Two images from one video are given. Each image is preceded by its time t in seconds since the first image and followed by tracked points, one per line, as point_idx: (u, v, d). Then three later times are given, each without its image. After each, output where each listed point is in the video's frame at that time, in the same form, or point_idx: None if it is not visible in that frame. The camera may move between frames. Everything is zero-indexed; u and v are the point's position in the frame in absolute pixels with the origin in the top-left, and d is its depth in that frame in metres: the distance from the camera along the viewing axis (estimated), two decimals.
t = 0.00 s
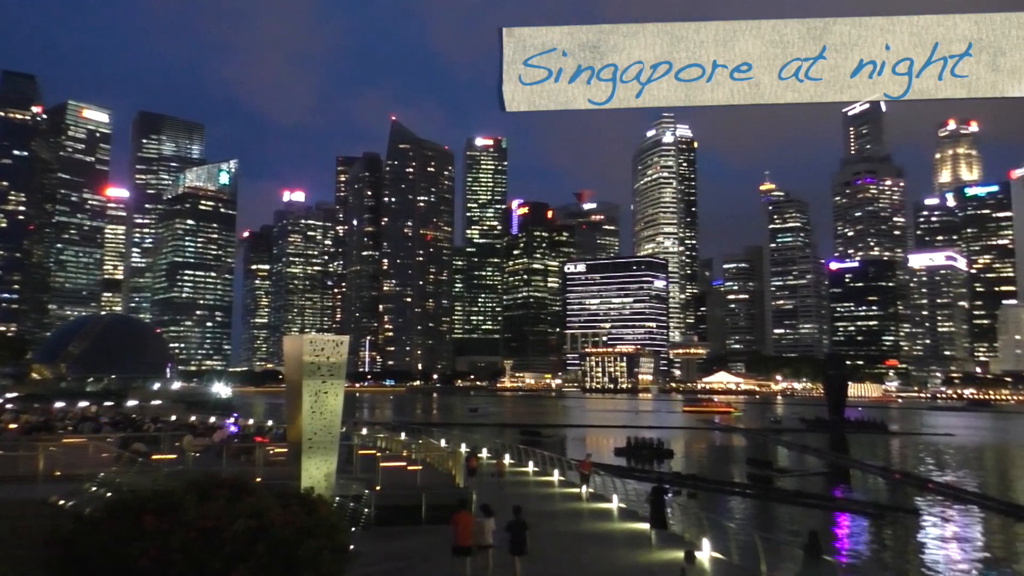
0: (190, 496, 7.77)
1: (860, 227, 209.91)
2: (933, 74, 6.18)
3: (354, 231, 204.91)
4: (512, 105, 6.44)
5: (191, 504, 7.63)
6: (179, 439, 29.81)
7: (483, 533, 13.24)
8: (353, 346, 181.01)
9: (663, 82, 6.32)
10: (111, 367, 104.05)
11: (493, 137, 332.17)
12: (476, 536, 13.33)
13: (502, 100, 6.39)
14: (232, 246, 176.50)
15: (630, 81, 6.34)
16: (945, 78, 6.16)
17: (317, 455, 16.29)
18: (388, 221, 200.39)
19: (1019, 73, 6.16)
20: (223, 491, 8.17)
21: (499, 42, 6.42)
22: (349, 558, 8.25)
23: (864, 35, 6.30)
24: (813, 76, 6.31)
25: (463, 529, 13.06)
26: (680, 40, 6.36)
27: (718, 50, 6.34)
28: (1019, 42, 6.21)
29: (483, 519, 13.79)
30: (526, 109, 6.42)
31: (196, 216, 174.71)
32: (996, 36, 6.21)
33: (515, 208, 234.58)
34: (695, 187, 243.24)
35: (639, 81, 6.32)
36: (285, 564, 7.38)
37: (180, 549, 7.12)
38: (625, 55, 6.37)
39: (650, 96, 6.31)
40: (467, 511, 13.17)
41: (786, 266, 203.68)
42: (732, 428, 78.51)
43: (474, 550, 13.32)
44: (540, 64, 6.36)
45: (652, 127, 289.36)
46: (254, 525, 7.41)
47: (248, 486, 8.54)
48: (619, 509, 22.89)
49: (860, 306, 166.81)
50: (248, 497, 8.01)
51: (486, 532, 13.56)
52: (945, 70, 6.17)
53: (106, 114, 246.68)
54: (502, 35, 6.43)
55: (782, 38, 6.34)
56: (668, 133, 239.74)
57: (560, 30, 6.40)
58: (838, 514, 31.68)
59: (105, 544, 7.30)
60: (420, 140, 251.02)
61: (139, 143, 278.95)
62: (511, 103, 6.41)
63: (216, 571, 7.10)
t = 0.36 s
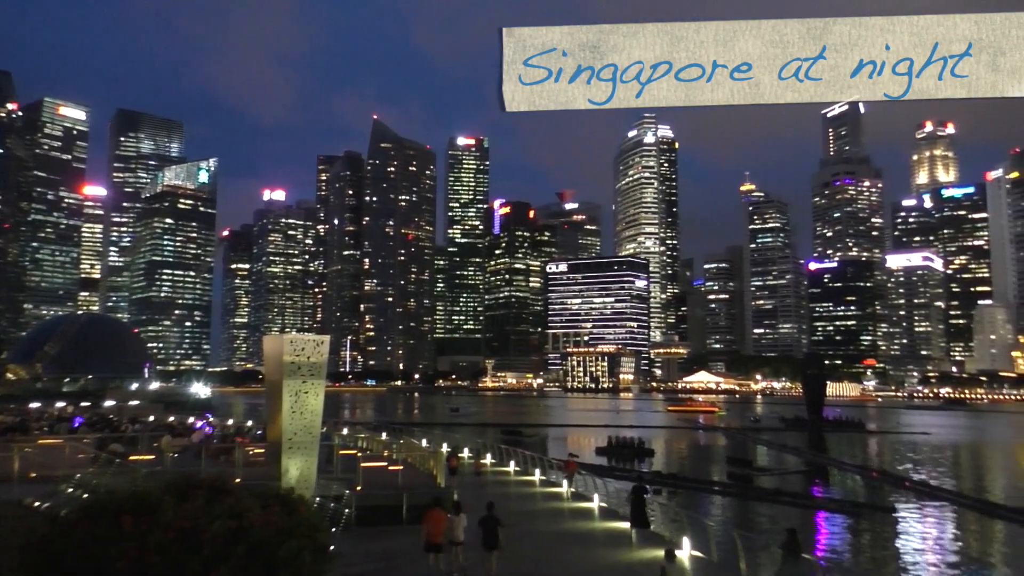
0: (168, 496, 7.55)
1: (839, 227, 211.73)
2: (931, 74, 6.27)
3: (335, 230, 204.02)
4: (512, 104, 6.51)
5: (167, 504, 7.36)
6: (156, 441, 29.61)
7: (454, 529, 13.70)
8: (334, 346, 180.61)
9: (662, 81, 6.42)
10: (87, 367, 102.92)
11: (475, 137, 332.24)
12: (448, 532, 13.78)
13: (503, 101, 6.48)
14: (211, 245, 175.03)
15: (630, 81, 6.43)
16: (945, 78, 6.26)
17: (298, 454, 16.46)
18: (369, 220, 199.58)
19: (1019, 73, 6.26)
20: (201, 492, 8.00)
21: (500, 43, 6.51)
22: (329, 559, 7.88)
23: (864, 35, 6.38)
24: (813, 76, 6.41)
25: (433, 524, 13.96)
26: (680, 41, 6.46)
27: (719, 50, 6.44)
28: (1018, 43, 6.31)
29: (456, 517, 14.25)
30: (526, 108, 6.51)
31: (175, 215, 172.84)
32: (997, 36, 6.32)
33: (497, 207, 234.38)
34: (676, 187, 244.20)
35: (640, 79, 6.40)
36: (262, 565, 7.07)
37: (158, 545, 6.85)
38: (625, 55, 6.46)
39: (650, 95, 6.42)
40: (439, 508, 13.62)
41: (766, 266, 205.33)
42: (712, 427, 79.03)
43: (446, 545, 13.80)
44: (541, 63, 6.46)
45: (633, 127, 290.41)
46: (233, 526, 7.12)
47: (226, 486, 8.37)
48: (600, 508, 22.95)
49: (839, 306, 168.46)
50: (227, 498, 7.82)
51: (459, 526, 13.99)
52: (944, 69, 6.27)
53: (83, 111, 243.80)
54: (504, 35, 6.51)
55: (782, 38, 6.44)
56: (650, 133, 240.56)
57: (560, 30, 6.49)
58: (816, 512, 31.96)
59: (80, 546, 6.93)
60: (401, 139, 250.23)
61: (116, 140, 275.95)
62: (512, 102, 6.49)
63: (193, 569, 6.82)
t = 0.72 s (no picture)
0: (149, 497, 7.34)
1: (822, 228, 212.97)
2: (931, 74, 6.30)
3: (319, 229, 203.02)
4: (510, 105, 6.61)
5: (150, 505, 7.14)
6: (137, 441, 29.34)
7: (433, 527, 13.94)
8: (318, 345, 179.79)
9: (663, 82, 6.46)
10: (68, 367, 101.86)
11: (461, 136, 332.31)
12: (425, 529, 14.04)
13: (502, 101, 6.54)
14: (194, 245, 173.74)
15: (629, 81, 6.47)
16: (944, 78, 6.28)
17: (280, 454, 16.40)
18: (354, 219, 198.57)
19: (1021, 72, 6.26)
20: (182, 493, 7.90)
21: (499, 43, 6.59)
22: (311, 559, 7.85)
23: (864, 35, 6.43)
24: (812, 76, 6.45)
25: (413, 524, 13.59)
26: (680, 42, 6.51)
27: (718, 50, 6.48)
28: (1018, 43, 6.33)
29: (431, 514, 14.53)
30: (524, 109, 6.58)
31: (157, 214, 170.88)
32: (998, 36, 6.32)
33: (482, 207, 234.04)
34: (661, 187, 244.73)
35: (639, 80, 6.45)
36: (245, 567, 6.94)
37: (147, 545, 6.70)
38: (625, 55, 6.52)
39: (650, 94, 6.46)
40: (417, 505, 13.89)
41: (750, 267, 206.37)
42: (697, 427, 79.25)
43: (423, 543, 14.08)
44: (539, 64, 6.52)
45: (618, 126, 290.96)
46: (215, 527, 6.96)
47: (211, 488, 8.29)
48: (584, 508, 22.91)
49: (822, 306, 169.49)
50: (207, 499, 7.68)
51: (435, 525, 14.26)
52: (945, 70, 6.28)
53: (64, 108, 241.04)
54: (504, 34, 6.59)
55: (782, 38, 6.50)
56: (635, 134, 240.89)
57: (560, 30, 6.56)
58: (799, 511, 32.03)
59: (63, 545, 6.63)
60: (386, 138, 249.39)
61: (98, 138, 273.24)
62: (511, 102, 6.56)
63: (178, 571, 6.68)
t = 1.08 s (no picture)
0: (132, 496, 7.24)
1: (805, 228, 214.37)
2: (940, 66, 6.42)
3: (303, 228, 202.08)
4: (511, 96, 6.70)
5: (132, 506, 7.01)
6: (120, 440, 29.36)
7: (409, 521, 14.22)
8: (302, 344, 179.23)
9: (663, 73, 6.58)
10: (49, 366, 100.95)
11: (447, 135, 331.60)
12: (401, 524, 14.30)
13: (503, 94, 6.63)
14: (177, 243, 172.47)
15: (630, 73, 6.57)
16: (953, 70, 6.41)
17: (264, 455, 16.47)
18: (338, 218, 197.66)
19: None
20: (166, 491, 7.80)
21: (500, 35, 6.67)
22: (297, 560, 7.76)
23: (872, 26, 6.51)
24: (819, 68, 6.52)
25: (390, 518, 13.90)
26: (681, 31, 6.63)
27: (721, 42, 6.59)
28: None
29: (408, 511, 14.77)
30: (527, 100, 6.66)
31: (139, 212, 169.17)
32: (1007, 27, 6.49)
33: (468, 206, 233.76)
34: (646, 187, 245.30)
35: (639, 72, 6.56)
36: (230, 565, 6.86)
37: (129, 544, 6.63)
38: (624, 46, 6.61)
39: (652, 89, 6.55)
40: (394, 501, 14.16)
41: (734, 267, 207.57)
42: (682, 426, 79.54)
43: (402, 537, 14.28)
44: (541, 55, 6.62)
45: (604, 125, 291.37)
46: (200, 527, 6.89)
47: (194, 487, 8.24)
48: (568, 506, 23.09)
49: (805, 306, 170.72)
50: (192, 497, 7.65)
51: (411, 520, 14.51)
52: (955, 62, 6.41)
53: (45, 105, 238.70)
54: (505, 26, 6.68)
55: (786, 27, 6.58)
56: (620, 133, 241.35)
57: (560, 21, 6.65)
58: (782, 509, 32.29)
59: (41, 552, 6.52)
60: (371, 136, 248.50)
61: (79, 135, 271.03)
62: (511, 95, 6.66)
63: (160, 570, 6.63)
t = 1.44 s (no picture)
0: (113, 498, 7.38)
1: (789, 229, 215.53)
2: None
3: (288, 227, 200.98)
4: None
5: (112, 508, 7.22)
6: (100, 441, 29.09)
7: (384, 519, 14.43)
8: (287, 344, 178.41)
9: None
10: (28, 366, 98.57)
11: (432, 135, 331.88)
12: (377, 521, 14.52)
13: None
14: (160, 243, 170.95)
15: None
16: None
17: (247, 455, 16.30)
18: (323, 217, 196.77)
19: None
20: (147, 493, 7.81)
21: None
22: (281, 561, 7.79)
23: None
24: None
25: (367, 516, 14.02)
26: None
27: None
28: None
29: (385, 509, 14.93)
30: None
31: (121, 211, 167.28)
32: None
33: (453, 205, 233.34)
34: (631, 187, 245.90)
35: None
36: (211, 565, 6.89)
37: (111, 545, 6.82)
38: None
39: None
40: (369, 499, 14.38)
41: (719, 267, 208.43)
42: (667, 426, 79.67)
43: (378, 537, 14.44)
44: None
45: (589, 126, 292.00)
46: (179, 528, 6.98)
47: (172, 487, 8.17)
48: (553, 506, 22.99)
49: (788, 306, 171.78)
50: (173, 499, 7.71)
51: (388, 516, 14.66)
52: None
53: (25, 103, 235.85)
54: None
55: None
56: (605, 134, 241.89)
57: None
58: (767, 509, 32.29)
59: (22, 553, 6.85)
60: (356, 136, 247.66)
61: (60, 134, 268.16)
62: None
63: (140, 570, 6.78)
